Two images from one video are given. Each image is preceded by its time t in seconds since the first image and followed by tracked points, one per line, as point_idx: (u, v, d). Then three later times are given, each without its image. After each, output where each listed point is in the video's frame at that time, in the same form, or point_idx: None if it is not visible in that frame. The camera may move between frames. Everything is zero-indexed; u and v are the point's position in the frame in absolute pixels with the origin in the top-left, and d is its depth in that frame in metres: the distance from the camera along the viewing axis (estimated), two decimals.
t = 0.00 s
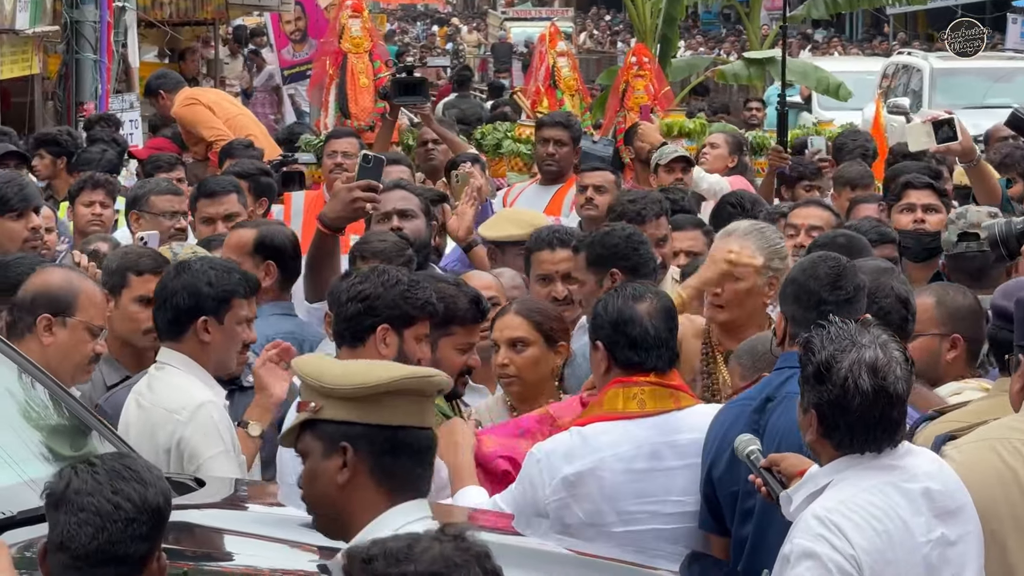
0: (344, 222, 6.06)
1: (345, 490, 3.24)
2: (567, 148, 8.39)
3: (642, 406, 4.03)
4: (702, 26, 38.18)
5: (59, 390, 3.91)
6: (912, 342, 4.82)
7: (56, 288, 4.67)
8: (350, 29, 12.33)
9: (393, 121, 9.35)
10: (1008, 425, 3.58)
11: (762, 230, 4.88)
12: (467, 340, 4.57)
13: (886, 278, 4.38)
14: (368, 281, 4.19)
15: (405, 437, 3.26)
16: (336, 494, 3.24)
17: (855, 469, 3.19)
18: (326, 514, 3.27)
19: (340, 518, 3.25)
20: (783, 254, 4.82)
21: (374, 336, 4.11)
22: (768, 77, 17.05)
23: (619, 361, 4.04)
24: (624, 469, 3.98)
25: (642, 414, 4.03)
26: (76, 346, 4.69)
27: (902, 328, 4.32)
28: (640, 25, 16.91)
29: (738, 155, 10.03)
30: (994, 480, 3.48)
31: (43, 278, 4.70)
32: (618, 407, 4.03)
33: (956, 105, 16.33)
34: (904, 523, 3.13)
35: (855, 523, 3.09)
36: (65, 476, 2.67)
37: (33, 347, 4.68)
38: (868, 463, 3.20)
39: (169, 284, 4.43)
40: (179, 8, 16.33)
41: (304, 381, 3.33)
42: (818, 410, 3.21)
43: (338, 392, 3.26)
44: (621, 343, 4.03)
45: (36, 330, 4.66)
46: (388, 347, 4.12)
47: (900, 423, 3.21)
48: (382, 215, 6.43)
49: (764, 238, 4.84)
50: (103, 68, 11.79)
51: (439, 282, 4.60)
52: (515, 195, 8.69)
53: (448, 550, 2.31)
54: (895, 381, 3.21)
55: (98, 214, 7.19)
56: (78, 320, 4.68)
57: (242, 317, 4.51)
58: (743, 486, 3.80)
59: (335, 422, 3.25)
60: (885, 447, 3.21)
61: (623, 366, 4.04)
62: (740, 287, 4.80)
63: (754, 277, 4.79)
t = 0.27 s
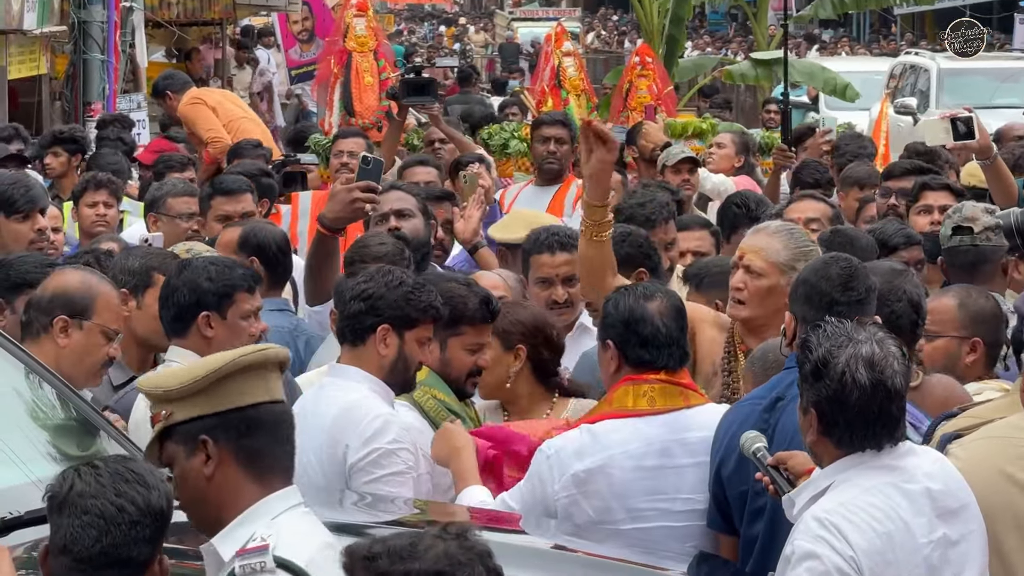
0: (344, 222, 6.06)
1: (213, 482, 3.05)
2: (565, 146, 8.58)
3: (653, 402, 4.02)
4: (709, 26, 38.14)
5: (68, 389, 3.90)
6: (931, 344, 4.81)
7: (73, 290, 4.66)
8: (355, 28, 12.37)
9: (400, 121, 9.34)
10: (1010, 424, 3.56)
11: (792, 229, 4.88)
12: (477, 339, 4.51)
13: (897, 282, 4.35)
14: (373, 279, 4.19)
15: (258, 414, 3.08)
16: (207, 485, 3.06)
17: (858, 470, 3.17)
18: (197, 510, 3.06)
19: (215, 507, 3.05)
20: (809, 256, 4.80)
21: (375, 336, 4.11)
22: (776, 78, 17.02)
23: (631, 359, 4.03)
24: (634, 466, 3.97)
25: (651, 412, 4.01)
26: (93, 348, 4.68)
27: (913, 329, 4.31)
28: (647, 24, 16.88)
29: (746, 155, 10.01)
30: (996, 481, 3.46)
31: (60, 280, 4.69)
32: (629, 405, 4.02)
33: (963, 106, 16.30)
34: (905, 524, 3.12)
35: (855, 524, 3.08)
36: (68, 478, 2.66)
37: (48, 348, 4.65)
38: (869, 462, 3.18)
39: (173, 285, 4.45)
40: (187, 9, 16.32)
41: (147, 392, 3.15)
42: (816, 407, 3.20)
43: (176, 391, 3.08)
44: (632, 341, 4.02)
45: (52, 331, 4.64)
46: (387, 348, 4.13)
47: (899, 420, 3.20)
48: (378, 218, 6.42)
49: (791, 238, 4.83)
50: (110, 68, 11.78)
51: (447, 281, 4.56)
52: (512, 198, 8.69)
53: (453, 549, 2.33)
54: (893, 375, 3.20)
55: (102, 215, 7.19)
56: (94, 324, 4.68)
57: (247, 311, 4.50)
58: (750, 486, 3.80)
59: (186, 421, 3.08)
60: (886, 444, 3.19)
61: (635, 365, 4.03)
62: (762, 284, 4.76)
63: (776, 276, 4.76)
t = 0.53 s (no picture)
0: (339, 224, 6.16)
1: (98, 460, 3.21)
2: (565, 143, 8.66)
3: (662, 402, 4.00)
4: (714, 26, 38.09)
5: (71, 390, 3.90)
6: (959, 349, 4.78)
7: (65, 288, 4.65)
8: (359, 25, 12.33)
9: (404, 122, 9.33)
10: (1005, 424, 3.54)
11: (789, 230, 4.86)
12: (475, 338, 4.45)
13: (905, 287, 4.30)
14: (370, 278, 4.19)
15: (145, 409, 3.23)
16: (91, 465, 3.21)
17: (867, 468, 3.15)
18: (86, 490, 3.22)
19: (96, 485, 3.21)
20: (807, 256, 4.78)
21: (369, 336, 4.12)
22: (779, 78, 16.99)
23: (639, 359, 4.01)
24: (643, 466, 3.95)
25: (661, 411, 4.00)
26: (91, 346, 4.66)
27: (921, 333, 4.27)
28: (651, 25, 16.85)
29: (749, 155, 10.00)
30: (987, 481, 3.43)
31: (51, 278, 4.68)
32: (639, 404, 4.00)
33: (968, 106, 16.27)
34: (915, 523, 3.10)
35: (869, 521, 3.06)
36: (61, 479, 2.65)
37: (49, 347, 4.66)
38: (876, 459, 3.16)
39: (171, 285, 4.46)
40: (191, 9, 16.31)
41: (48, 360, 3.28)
42: (817, 406, 3.17)
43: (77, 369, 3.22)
44: (641, 340, 3.99)
45: (50, 329, 4.63)
46: (381, 348, 4.13)
47: (899, 415, 3.18)
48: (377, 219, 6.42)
49: (790, 237, 4.81)
50: (113, 69, 11.78)
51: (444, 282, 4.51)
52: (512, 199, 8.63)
53: (460, 546, 2.36)
54: (890, 369, 3.18)
55: (100, 218, 7.18)
56: (91, 317, 4.66)
57: (246, 309, 4.48)
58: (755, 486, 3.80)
59: (77, 399, 3.22)
60: (888, 439, 3.17)
61: (643, 365, 4.00)
62: (759, 282, 4.75)
63: (773, 274, 4.74)
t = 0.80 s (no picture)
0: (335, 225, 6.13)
1: None
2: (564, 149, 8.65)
3: (662, 404, 4.00)
4: (715, 28, 38.12)
5: (71, 391, 3.91)
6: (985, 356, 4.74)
7: (52, 289, 4.65)
8: (360, 21, 12.36)
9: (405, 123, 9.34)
10: (1004, 427, 3.49)
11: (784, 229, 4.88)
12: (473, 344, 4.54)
13: (918, 288, 4.29)
14: (365, 280, 4.19)
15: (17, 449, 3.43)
16: None
17: (871, 467, 3.15)
18: None
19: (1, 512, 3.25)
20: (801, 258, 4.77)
21: (364, 337, 4.11)
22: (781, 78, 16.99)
23: (637, 361, 4.01)
24: (647, 467, 3.94)
25: (662, 412, 4.00)
26: (83, 345, 4.66)
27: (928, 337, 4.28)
28: (653, 26, 16.85)
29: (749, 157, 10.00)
30: (985, 485, 3.37)
31: (39, 280, 4.68)
32: (640, 407, 3.99)
33: (969, 107, 16.28)
34: (920, 522, 3.09)
35: (876, 519, 3.05)
36: (63, 480, 2.64)
37: (43, 349, 4.66)
38: (880, 458, 3.16)
39: (172, 293, 4.42)
40: (193, 10, 16.31)
41: None
42: (819, 405, 3.17)
43: None
44: (638, 343, 3.99)
45: (41, 331, 4.64)
46: (374, 349, 4.12)
47: (902, 410, 3.19)
48: (381, 219, 6.41)
49: (783, 237, 4.82)
50: (115, 70, 11.78)
51: (447, 285, 4.56)
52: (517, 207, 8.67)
53: (475, 546, 2.36)
54: (891, 365, 3.18)
55: (96, 224, 7.19)
56: (81, 316, 4.65)
57: (248, 305, 4.47)
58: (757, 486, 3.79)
59: None
60: (890, 437, 3.18)
61: (641, 367, 4.01)
62: (754, 284, 4.74)
63: (768, 276, 4.74)
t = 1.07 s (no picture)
0: (336, 225, 6.08)
1: None
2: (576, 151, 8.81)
3: (662, 405, 4.00)
4: (716, 29, 38.11)
5: (72, 394, 3.92)
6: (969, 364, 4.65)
7: (53, 292, 4.64)
8: (361, 23, 12.40)
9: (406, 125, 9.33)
10: (1014, 434, 3.55)
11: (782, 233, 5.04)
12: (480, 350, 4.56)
13: (929, 288, 4.31)
14: (363, 282, 4.20)
15: None
16: None
17: (880, 469, 3.15)
18: None
19: None
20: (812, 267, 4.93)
21: (362, 338, 4.11)
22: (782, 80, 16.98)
23: (636, 362, 4.02)
24: (649, 469, 3.94)
25: (662, 413, 4.00)
26: (86, 346, 4.65)
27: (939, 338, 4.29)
28: (653, 28, 16.84)
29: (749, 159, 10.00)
30: (1000, 489, 3.43)
31: (41, 282, 4.68)
32: (641, 408, 4.00)
33: (969, 109, 16.28)
34: (923, 526, 3.08)
35: (878, 522, 3.04)
36: (68, 483, 2.64)
37: (46, 352, 4.67)
38: (884, 461, 3.16)
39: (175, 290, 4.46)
40: (194, 13, 16.28)
41: None
42: (829, 404, 3.18)
43: None
44: (637, 344, 4.00)
45: (44, 334, 4.65)
46: (373, 350, 4.12)
47: (910, 407, 3.19)
48: (393, 221, 6.40)
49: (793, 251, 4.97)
50: (115, 72, 11.77)
51: (455, 289, 4.63)
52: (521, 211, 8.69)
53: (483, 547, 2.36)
54: (902, 362, 3.20)
55: (97, 227, 7.19)
56: (83, 316, 4.65)
57: (236, 305, 4.47)
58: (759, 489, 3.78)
59: None
60: (898, 436, 3.18)
61: (640, 368, 4.02)
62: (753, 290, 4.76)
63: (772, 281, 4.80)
